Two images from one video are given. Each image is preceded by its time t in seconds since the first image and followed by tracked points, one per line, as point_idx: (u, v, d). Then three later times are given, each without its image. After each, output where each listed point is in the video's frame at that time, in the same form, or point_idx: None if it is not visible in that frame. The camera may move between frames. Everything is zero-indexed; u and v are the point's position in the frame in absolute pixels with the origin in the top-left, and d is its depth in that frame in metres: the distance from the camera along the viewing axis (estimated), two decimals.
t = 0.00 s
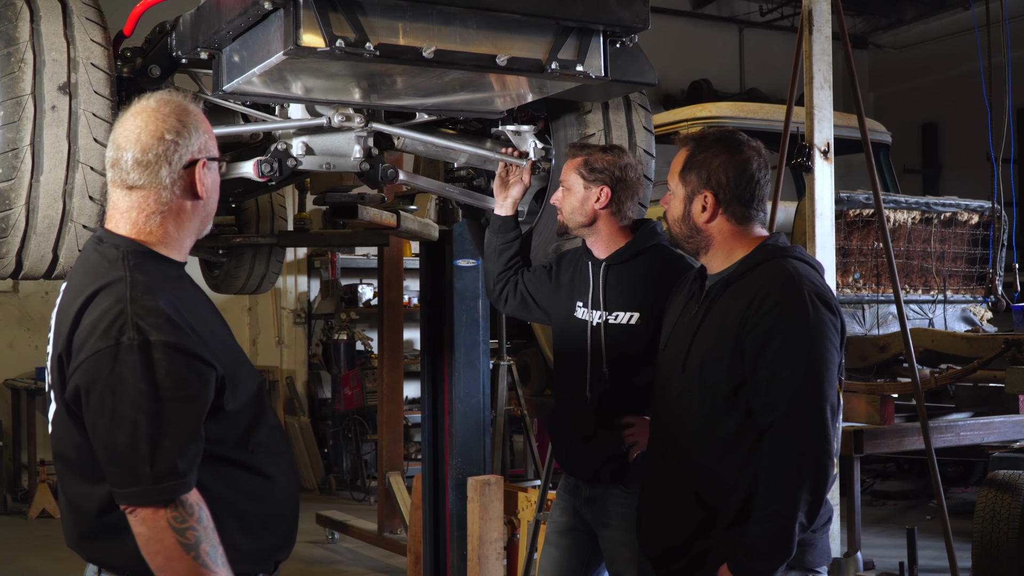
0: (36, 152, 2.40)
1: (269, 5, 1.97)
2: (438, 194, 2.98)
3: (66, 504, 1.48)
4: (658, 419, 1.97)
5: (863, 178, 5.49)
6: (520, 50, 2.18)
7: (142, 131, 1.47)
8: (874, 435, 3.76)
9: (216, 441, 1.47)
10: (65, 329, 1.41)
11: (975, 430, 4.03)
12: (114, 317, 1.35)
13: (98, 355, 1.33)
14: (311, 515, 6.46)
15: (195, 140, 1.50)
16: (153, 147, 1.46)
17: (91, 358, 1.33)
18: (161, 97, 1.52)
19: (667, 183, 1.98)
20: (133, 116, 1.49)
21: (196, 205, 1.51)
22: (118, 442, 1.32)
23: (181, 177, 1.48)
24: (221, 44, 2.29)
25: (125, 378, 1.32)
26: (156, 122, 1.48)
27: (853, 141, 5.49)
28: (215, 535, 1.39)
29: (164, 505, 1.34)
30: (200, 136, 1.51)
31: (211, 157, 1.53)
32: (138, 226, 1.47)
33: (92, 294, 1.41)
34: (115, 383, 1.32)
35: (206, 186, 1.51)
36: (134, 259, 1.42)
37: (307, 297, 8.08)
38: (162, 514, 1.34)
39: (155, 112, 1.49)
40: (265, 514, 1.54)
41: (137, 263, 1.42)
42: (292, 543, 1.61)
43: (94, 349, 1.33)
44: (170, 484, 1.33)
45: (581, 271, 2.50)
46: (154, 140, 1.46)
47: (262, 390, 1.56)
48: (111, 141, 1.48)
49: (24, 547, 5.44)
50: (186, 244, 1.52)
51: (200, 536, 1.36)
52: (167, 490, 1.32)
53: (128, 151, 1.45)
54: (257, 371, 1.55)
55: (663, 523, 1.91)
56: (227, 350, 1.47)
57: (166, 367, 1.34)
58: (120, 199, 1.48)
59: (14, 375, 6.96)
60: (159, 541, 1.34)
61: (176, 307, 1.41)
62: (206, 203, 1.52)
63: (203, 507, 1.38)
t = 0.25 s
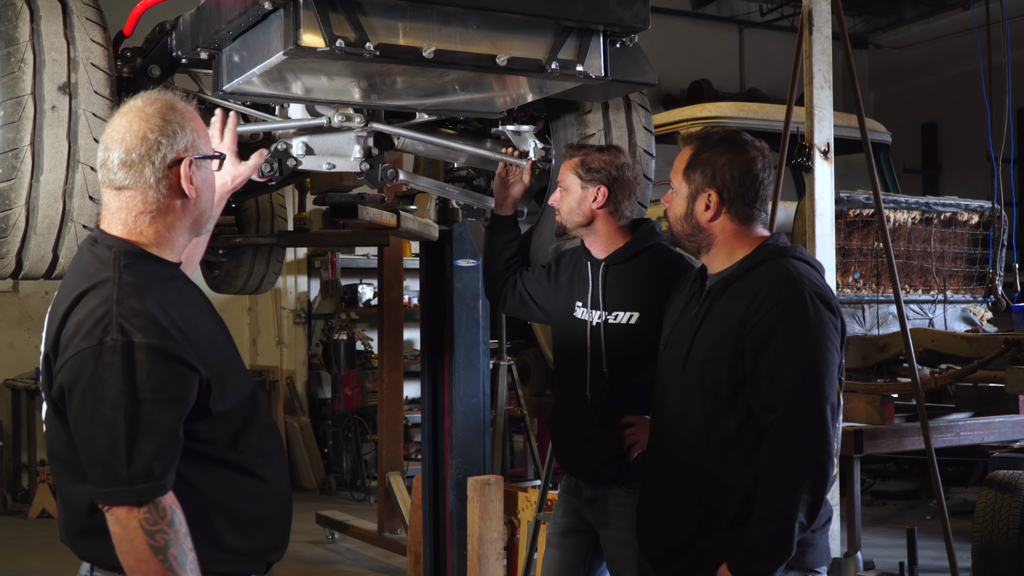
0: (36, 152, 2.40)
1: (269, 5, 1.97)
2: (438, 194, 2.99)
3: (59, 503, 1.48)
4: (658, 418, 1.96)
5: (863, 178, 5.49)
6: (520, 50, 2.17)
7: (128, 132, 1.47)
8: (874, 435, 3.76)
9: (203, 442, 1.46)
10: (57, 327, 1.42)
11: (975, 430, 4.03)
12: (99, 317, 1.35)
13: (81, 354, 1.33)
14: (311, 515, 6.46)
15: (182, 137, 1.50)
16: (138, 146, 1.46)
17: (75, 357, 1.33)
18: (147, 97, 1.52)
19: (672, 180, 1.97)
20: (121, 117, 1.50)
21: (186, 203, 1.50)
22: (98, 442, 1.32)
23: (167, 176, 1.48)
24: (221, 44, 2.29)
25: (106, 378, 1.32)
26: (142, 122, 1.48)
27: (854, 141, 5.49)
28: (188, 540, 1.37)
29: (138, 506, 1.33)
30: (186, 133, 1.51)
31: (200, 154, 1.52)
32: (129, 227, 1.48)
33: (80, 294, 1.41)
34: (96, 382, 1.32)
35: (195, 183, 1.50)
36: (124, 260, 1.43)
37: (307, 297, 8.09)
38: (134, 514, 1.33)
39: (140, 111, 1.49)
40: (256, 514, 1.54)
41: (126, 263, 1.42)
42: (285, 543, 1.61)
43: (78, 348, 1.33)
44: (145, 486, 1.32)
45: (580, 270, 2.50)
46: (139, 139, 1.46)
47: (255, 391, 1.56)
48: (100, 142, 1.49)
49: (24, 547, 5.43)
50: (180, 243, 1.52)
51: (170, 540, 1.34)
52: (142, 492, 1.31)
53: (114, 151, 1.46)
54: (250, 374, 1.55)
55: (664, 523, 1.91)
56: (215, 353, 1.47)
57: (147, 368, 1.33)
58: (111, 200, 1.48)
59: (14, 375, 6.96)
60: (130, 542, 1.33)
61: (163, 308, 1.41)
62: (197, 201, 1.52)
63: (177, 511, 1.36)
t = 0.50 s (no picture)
0: (36, 152, 2.40)
1: (269, 5, 1.98)
2: (438, 194, 2.99)
3: (52, 500, 1.47)
4: (658, 418, 1.96)
5: (863, 178, 5.49)
6: (520, 50, 2.17)
7: (119, 132, 1.48)
8: (874, 435, 3.76)
9: (193, 440, 1.45)
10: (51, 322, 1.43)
11: (975, 430, 4.03)
12: (91, 312, 1.35)
13: (72, 347, 1.33)
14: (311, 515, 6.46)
15: (172, 136, 1.49)
16: (128, 146, 1.47)
17: (65, 350, 1.33)
18: (140, 96, 1.53)
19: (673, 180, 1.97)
20: (115, 118, 1.51)
21: (178, 202, 1.50)
22: (86, 435, 1.32)
23: (157, 176, 1.47)
24: (221, 44, 2.29)
25: (95, 372, 1.32)
26: (132, 122, 1.48)
27: (854, 141, 5.50)
28: (175, 535, 1.36)
29: (125, 500, 1.32)
30: (176, 132, 1.50)
31: (192, 153, 1.51)
32: (124, 226, 1.49)
33: (74, 289, 1.42)
34: (86, 376, 1.32)
35: (188, 182, 1.50)
36: (120, 256, 1.43)
37: (307, 297, 8.08)
38: (121, 508, 1.32)
39: (131, 111, 1.50)
40: (248, 514, 1.52)
41: (120, 259, 1.43)
42: (278, 546, 1.59)
43: (68, 341, 1.34)
44: (132, 480, 1.31)
45: (581, 271, 2.50)
46: (128, 140, 1.47)
47: (249, 391, 1.54)
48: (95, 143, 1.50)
49: (24, 547, 5.43)
50: (178, 242, 1.53)
51: (155, 534, 1.33)
52: (129, 486, 1.31)
53: (107, 152, 1.47)
54: (243, 374, 1.54)
55: (664, 524, 1.91)
56: (207, 352, 1.46)
57: (135, 363, 1.33)
58: (106, 202, 1.49)
59: (14, 375, 6.96)
60: (118, 536, 1.32)
61: (155, 304, 1.41)
62: (193, 199, 1.52)
63: (164, 505, 1.35)
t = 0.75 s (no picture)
0: (36, 152, 2.40)
1: (269, 5, 1.97)
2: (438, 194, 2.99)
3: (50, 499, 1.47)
4: (658, 419, 1.96)
5: (863, 178, 5.49)
6: (520, 50, 2.17)
7: (106, 135, 1.49)
8: (874, 435, 3.76)
9: (190, 438, 1.45)
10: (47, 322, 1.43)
11: (975, 430, 4.03)
12: (87, 309, 1.35)
13: (68, 345, 1.33)
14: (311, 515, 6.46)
15: (156, 136, 1.49)
16: (114, 148, 1.48)
17: (61, 348, 1.33)
18: (127, 97, 1.54)
19: (677, 176, 1.96)
20: (104, 121, 1.53)
21: (167, 200, 1.50)
22: (83, 433, 1.32)
23: (143, 176, 1.48)
24: (221, 44, 2.29)
25: (91, 369, 1.32)
26: (117, 124, 1.49)
27: (854, 141, 5.49)
28: (175, 531, 1.37)
29: (124, 497, 1.32)
30: (159, 130, 1.50)
31: (178, 151, 1.51)
32: (118, 228, 1.50)
33: (70, 287, 1.42)
34: (82, 373, 1.32)
35: (175, 182, 1.50)
36: (117, 257, 1.44)
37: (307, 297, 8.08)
38: (121, 505, 1.32)
39: (116, 113, 1.51)
40: (245, 514, 1.52)
41: (118, 258, 1.43)
42: (275, 546, 1.59)
43: (64, 339, 1.34)
44: (130, 476, 1.31)
45: (581, 271, 2.50)
46: (113, 141, 1.48)
47: (246, 391, 1.54)
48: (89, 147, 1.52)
49: (24, 547, 5.43)
50: (174, 241, 1.53)
51: (156, 531, 1.33)
52: (128, 483, 1.31)
53: (97, 155, 1.49)
54: (240, 373, 1.54)
55: (665, 524, 1.91)
56: (203, 352, 1.47)
57: (131, 360, 1.33)
58: (101, 204, 1.51)
59: (14, 375, 6.96)
60: (118, 534, 1.32)
61: (151, 302, 1.41)
62: (183, 198, 1.52)
63: (163, 502, 1.35)
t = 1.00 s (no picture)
0: (36, 152, 2.40)
1: (269, 5, 1.97)
2: (438, 194, 2.99)
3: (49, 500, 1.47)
4: (657, 419, 1.96)
5: (863, 178, 5.49)
6: (520, 50, 2.17)
7: (102, 134, 1.51)
8: (874, 436, 3.76)
9: (186, 441, 1.45)
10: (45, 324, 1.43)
11: (975, 430, 4.03)
12: (85, 312, 1.35)
13: (65, 348, 1.33)
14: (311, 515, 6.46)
15: (148, 135, 1.49)
16: (108, 147, 1.49)
17: (59, 350, 1.34)
18: (125, 97, 1.54)
19: (696, 172, 1.94)
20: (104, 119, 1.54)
21: (161, 199, 1.50)
22: (79, 435, 1.32)
23: (136, 175, 1.48)
24: (221, 44, 2.29)
25: (88, 372, 1.32)
26: (112, 124, 1.50)
27: (854, 141, 5.50)
28: (170, 535, 1.36)
29: (120, 501, 1.32)
30: (151, 129, 1.50)
31: (172, 149, 1.51)
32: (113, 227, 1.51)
33: (69, 289, 1.42)
34: (79, 376, 1.32)
35: (168, 182, 1.50)
36: (118, 258, 1.44)
37: (307, 297, 8.08)
38: (116, 509, 1.32)
39: (112, 113, 1.52)
40: (242, 517, 1.52)
41: (117, 261, 1.44)
42: (274, 548, 1.60)
43: (62, 342, 1.34)
44: (126, 480, 1.31)
45: (581, 270, 2.50)
46: (106, 140, 1.49)
47: (245, 393, 1.53)
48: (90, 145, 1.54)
49: (24, 547, 5.43)
50: (173, 241, 1.54)
51: (151, 535, 1.33)
52: (123, 486, 1.31)
53: (93, 154, 1.50)
54: (239, 375, 1.53)
55: (664, 524, 1.91)
56: (202, 355, 1.47)
57: (127, 363, 1.33)
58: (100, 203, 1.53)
59: (14, 375, 6.96)
60: (113, 537, 1.32)
61: (151, 305, 1.41)
62: (178, 198, 1.51)
63: (158, 506, 1.35)
